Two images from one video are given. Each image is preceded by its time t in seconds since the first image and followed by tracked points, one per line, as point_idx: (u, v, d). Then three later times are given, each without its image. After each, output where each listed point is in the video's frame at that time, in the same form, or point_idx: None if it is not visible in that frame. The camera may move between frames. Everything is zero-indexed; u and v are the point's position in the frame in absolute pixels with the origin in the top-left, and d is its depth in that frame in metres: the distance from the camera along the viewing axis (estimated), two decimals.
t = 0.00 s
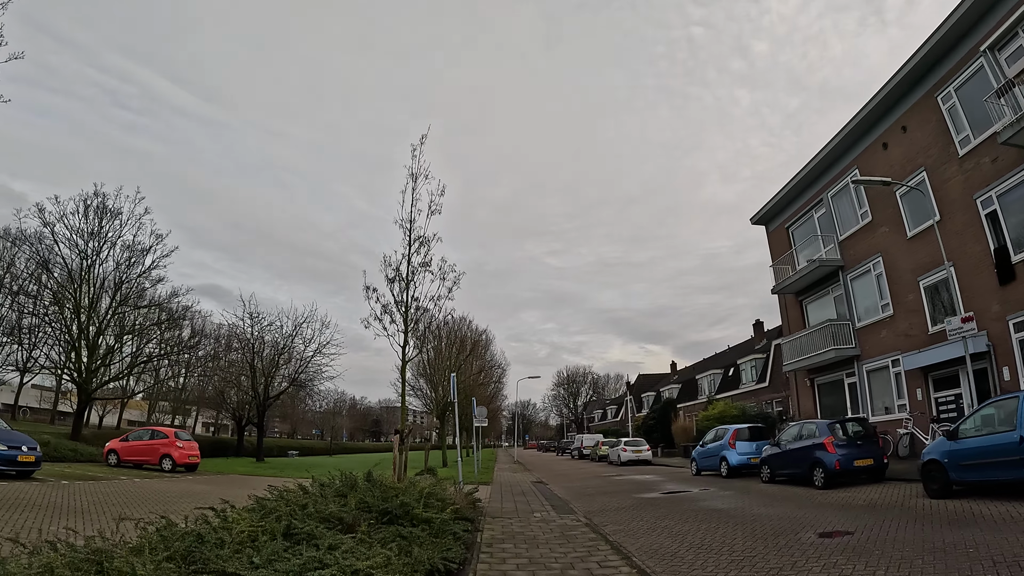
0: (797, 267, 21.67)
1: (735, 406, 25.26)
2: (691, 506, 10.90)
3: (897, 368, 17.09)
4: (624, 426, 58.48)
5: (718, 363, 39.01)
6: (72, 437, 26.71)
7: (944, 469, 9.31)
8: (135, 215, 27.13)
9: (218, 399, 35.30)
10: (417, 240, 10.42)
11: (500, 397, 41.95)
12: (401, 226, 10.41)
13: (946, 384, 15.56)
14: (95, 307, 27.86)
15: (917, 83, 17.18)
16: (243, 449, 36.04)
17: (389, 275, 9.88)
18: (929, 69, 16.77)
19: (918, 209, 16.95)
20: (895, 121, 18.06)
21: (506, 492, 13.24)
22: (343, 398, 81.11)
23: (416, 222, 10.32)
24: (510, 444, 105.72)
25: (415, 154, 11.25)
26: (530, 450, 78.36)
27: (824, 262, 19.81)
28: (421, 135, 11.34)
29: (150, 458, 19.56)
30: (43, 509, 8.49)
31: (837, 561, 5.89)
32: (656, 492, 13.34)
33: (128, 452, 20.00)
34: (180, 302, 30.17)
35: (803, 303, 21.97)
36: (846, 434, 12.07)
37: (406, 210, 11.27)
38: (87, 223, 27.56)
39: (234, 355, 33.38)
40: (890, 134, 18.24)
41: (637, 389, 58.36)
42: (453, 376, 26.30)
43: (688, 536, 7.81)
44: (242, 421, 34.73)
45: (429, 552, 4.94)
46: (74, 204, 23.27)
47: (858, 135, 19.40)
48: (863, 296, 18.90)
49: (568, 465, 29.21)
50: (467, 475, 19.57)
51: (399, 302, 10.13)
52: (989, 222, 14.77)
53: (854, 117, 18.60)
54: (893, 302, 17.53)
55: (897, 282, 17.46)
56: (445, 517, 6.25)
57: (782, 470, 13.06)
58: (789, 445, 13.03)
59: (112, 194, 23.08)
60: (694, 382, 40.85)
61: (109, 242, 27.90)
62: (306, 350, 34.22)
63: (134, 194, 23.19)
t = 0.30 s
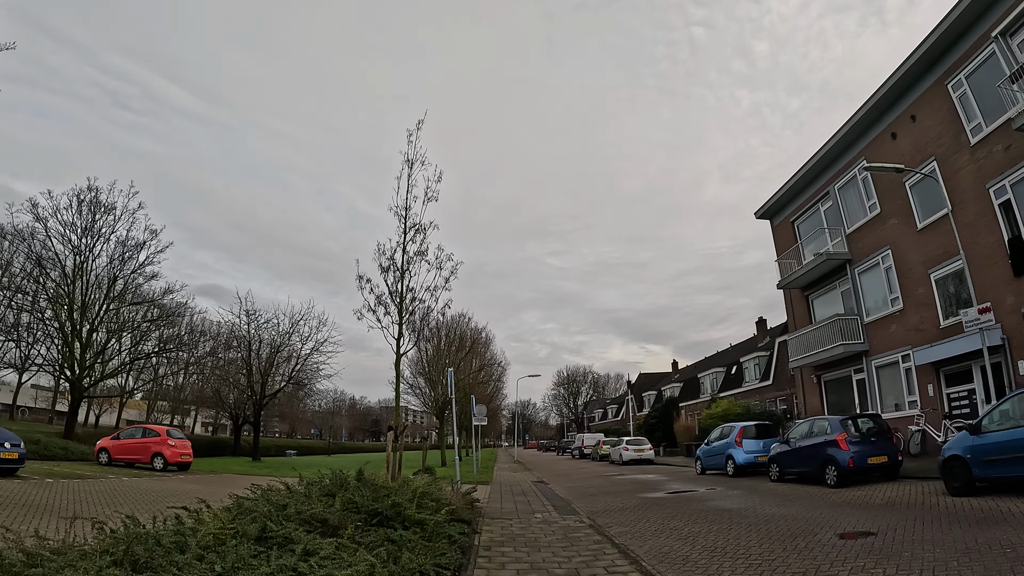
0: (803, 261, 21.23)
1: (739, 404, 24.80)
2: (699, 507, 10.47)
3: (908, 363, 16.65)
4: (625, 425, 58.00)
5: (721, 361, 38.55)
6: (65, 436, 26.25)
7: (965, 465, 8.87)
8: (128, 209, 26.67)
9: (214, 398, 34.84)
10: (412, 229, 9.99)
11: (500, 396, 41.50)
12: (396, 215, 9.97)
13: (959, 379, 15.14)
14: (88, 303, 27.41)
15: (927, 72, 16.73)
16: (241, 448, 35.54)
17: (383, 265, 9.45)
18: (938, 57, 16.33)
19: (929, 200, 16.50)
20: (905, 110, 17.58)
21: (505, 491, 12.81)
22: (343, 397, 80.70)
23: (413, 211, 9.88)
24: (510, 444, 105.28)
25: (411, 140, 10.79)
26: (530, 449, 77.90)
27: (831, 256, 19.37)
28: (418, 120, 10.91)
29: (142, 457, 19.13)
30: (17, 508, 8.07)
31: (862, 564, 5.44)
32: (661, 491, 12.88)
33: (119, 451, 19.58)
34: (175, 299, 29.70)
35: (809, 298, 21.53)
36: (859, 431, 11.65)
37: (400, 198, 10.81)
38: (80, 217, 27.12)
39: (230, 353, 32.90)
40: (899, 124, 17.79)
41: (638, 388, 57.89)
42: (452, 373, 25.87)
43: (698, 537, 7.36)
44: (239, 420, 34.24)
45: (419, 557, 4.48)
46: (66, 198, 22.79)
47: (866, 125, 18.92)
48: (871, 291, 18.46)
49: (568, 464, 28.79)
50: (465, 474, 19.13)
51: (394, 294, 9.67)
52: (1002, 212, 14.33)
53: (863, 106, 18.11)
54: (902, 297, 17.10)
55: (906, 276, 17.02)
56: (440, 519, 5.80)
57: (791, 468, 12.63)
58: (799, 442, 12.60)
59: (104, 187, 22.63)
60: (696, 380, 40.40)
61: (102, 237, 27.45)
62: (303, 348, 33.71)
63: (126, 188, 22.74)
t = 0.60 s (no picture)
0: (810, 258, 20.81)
1: (743, 404, 24.34)
2: (711, 511, 10.10)
3: (919, 362, 16.26)
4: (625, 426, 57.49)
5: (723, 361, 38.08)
6: (57, 438, 25.81)
7: (990, 468, 8.43)
8: (121, 207, 26.20)
9: (209, 399, 34.36)
10: (408, 221, 9.53)
11: (500, 397, 41.05)
12: (391, 207, 9.52)
13: (972, 379, 14.72)
14: (79, 303, 26.94)
15: (938, 63, 16.29)
16: (237, 450, 35.05)
17: (377, 259, 9.00)
18: (949, 48, 15.89)
19: (940, 195, 16.07)
20: (914, 103, 17.16)
21: (505, 496, 12.34)
22: (341, 398, 80.20)
23: (408, 202, 9.44)
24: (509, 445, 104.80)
25: (406, 128, 10.34)
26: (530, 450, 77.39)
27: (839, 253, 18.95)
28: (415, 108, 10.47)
29: (133, 459, 18.70)
30: None
31: None
32: (667, 495, 12.42)
33: (109, 453, 19.19)
34: (169, 298, 29.24)
35: (816, 296, 21.10)
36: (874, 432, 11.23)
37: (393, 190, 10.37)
38: (72, 215, 26.66)
39: (225, 353, 32.39)
40: (908, 117, 17.37)
41: (638, 388, 57.42)
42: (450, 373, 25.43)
43: (712, 548, 6.90)
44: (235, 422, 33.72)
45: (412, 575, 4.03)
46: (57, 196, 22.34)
47: (875, 119, 18.47)
48: (880, 288, 18.05)
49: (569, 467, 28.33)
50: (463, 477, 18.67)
51: (388, 290, 9.21)
52: (1017, 206, 13.90)
53: (871, 99, 17.67)
54: (913, 294, 16.69)
55: (917, 272, 16.61)
56: (436, 532, 5.34)
57: (802, 471, 12.19)
58: (810, 444, 12.17)
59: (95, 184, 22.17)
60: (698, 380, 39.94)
61: (95, 235, 27.01)
62: (299, 348, 33.19)
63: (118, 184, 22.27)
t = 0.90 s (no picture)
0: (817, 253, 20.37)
1: (749, 403, 23.90)
2: (724, 514, 9.64)
3: (932, 359, 15.83)
4: (627, 425, 57.08)
5: (726, 360, 37.63)
6: (50, 437, 25.39)
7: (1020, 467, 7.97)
8: (115, 202, 25.78)
9: (206, 398, 33.88)
10: (406, 208, 9.09)
11: (500, 396, 40.63)
12: (388, 193, 9.10)
13: (987, 375, 14.26)
14: (73, 299, 26.53)
15: (950, 52, 15.83)
16: (234, 450, 34.60)
17: (373, 247, 8.56)
18: (962, 36, 15.44)
19: (953, 187, 15.62)
20: (926, 93, 16.69)
21: (506, 497, 11.90)
22: (341, 398, 79.75)
23: (406, 189, 9.02)
24: (510, 445, 104.43)
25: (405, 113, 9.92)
26: (530, 450, 76.96)
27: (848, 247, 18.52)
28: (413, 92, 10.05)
29: (124, 459, 18.28)
30: None
31: None
32: (674, 497, 11.96)
33: (101, 452, 18.79)
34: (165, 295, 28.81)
35: (824, 292, 20.66)
36: (890, 430, 10.80)
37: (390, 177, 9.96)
38: (66, 210, 26.26)
39: (222, 351, 31.88)
40: (920, 107, 16.91)
41: (640, 388, 56.90)
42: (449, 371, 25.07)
43: (728, 553, 6.43)
44: (232, 422, 33.24)
45: None
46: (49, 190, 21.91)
47: (885, 110, 18.00)
48: (891, 283, 17.60)
49: (570, 466, 27.90)
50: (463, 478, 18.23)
51: (384, 280, 8.77)
52: None
53: (881, 89, 17.22)
54: (925, 288, 16.25)
55: (929, 267, 16.17)
56: (432, 538, 4.90)
57: (815, 471, 11.75)
58: (823, 443, 11.73)
59: (88, 177, 21.74)
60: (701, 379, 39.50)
61: (90, 231, 26.63)
62: (296, 346, 32.67)
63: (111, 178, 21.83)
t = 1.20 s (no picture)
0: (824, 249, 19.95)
1: (753, 402, 23.48)
2: (738, 517, 9.21)
3: (943, 355, 15.40)
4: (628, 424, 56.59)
5: (729, 359, 37.20)
6: (42, 436, 24.95)
7: None
8: (108, 197, 25.34)
9: (202, 397, 33.39)
10: (401, 196, 8.68)
11: (500, 395, 40.22)
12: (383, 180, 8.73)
13: (1001, 371, 13.83)
14: (66, 296, 26.09)
15: (960, 41, 15.40)
16: (231, 450, 34.16)
17: (365, 236, 8.13)
18: (973, 24, 15.00)
19: (964, 178, 15.19)
20: (936, 83, 16.25)
21: (505, 498, 11.47)
22: (340, 397, 79.33)
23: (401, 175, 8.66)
24: (510, 445, 104.01)
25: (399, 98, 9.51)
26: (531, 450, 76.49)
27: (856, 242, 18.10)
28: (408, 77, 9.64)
29: (115, 458, 17.86)
30: None
31: None
32: (680, 498, 11.53)
33: (91, 451, 18.37)
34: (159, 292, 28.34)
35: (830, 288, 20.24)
36: (906, 428, 10.41)
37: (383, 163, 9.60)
38: (58, 205, 25.83)
39: (218, 350, 31.36)
40: (929, 98, 16.48)
41: (641, 387, 56.46)
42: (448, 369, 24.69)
43: (742, 561, 5.98)
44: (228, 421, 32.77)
45: None
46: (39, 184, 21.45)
47: (895, 100, 17.54)
48: (901, 279, 17.18)
49: (571, 466, 27.49)
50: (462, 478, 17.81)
51: (377, 270, 8.35)
52: None
53: (891, 79, 16.76)
54: (936, 283, 15.83)
55: (940, 261, 15.75)
56: (424, 547, 4.45)
57: (827, 471, 11.36)
58: (836, 442, 11.33)
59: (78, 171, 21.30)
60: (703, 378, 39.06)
61: (83, 226, 26.20)
62: (293, 344, 32.16)
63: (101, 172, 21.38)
